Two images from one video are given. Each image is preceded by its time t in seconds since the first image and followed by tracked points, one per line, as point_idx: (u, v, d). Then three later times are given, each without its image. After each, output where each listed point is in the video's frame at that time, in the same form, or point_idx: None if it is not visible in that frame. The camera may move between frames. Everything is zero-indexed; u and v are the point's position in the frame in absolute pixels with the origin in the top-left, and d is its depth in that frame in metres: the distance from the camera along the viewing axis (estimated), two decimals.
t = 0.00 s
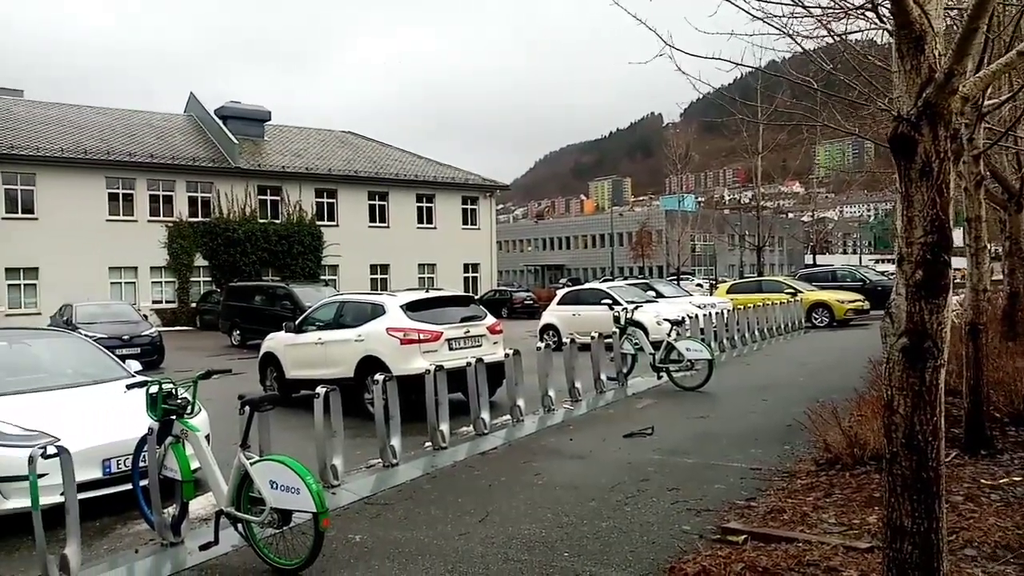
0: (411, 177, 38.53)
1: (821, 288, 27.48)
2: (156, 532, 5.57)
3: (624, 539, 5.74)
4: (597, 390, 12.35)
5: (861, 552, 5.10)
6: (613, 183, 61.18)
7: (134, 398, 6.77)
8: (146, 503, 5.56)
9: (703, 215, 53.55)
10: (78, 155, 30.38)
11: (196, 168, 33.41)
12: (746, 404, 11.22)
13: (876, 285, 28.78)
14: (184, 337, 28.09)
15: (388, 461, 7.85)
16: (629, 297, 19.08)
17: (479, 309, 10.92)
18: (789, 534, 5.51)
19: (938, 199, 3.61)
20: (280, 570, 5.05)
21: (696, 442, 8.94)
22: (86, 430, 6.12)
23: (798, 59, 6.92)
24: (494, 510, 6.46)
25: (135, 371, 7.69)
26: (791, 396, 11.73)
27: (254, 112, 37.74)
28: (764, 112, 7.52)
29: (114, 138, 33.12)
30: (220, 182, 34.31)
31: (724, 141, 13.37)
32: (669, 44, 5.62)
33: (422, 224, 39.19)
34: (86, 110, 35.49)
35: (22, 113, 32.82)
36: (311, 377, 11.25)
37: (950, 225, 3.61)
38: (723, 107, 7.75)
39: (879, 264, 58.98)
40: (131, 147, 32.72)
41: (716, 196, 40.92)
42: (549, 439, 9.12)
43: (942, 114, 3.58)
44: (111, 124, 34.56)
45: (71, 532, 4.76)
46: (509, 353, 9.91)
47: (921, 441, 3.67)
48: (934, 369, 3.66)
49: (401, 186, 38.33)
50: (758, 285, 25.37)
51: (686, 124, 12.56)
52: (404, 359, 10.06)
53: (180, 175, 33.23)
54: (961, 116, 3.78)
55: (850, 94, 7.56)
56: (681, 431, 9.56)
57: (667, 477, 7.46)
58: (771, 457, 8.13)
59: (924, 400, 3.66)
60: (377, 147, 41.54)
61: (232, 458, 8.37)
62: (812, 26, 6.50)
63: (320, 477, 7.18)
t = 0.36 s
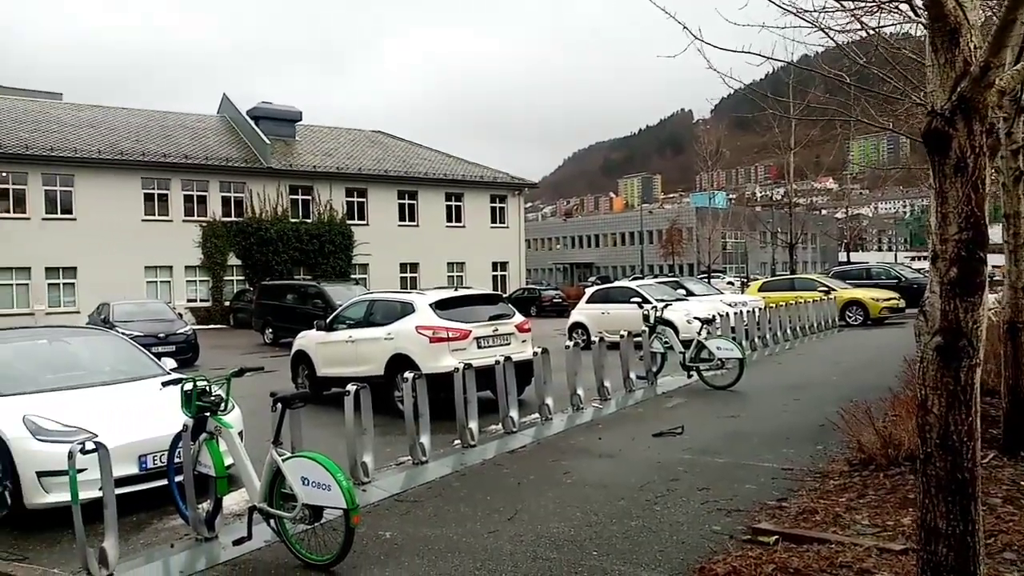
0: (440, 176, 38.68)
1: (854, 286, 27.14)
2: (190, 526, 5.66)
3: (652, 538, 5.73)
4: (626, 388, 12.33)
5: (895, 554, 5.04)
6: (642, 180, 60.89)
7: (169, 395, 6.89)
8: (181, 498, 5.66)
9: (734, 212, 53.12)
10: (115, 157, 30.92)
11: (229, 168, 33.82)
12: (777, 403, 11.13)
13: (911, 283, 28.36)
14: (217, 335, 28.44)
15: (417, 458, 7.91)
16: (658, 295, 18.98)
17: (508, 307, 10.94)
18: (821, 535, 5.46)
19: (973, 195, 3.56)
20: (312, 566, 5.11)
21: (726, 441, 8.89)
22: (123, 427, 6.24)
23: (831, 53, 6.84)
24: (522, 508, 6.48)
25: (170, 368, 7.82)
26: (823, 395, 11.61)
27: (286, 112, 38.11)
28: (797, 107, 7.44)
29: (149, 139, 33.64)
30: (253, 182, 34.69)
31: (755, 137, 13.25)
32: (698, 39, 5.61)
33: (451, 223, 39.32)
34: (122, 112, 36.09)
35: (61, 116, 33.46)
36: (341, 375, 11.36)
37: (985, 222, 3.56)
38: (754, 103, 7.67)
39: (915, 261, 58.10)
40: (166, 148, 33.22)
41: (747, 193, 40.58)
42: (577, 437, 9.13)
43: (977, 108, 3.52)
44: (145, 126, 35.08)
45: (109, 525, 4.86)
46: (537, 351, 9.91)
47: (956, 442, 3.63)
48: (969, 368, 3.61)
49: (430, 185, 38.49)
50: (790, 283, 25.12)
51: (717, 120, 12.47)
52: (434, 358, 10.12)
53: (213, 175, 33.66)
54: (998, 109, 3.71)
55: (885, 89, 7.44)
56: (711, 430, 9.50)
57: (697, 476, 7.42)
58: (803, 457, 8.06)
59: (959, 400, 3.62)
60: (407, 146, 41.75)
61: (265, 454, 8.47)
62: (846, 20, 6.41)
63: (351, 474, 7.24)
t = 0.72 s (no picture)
0: (464, 176, 38.79)
1: (881, 288, 26.85)
2: (214, 522, 5.74)
3: (673, 540, 5.72)
4: (648, 389, 12.30)
5: (918, 559, 5.00)
6: (666, 180, 60.63)
7: (195, 392, 6.99)
8: (205, 494, 5.75)
9: (758, 213, 52.75)
10: (143, 158, 31.33)
11: (254, 169, 34.13)
12: (800, 405, 11.06)
13: (939, 285, 28.01)
14: (242, 334, 28.70)
15: (439, 458, 7.96)
16: (681, 296, 18.91)
17: (529, 308, 10.97)
18: (844, 539, 5.43)
19: (1002, 196, 3.53)
20: (333, 563, 5.17)
21: (749, 443, 8.85)
22: (150, 424, 6.34)
23: (857, 52, 6.81)
24: (543, 508, 6.50)
25: (196, 366, 7.92)
26: (848, 397, 11.51)
27: (310, 113, 38.39)
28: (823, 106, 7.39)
29: (177, 140, 34.05)
30: (278, 182, 34.99)
31: (780, 138, 13.17)
32: (724, 38, 5.67)
33: (474, 223, 39.41)
34: (150, 113, 36.56)
35: (91, 117, 33.95)
36: (364, 374, 11.44)
37: (1015, 224, 3.53)
38: (780, 103, 7.63)
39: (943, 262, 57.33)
40: (193, 149, 33.61)
41: (772, 194, 40.29)
42: (599, 438, 9.13)
43: (1007, 107, 3.49)
44: (173, 127, 35.50)
45: (136, 520, 4.95)
46: (558, 352, 9.92)
47: (983, 446, 3.60)
48: (997, 371, 3.58)
49: (454, 185, 38.61)
50: (815, 284, 24.91)
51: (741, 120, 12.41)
52: (455, 358, 10.17)
53: (239, 176, 34.00)
54: None
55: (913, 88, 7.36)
56: (734, 432, 9.46)
57: (719, 478, 7.40)
58: (827, 461, 8.01)
59: (985, 403, 3.59)
60: (430, 147, 41.90)
61: (288, 452, 8.57)
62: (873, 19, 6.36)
63: (373, 473, 7.30)
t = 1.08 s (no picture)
0: (479, 177, 38.85)
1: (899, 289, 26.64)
2: (232, 519, 5.80)
3: (688, 541, 5.72)
4: (663, 390, 12.29)
5: (935, 561, 4.97)
6: (681, 181, 60.47)
7: (213, 390, 7.05)
8: (223, 491, 5.81)
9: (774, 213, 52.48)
10: (162, 159, 31.61)
11: (271, 169, 34.33)
12: (816, 407, 11.00)
13: (958, 287, 27.76)
14: (258, 333, 28.85)
15: (453, 456, 7.99)
16: (697, 297, 18.86)
17: (544, 308, 10.98)
18: (861, 540, 5.40)
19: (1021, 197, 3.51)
20: (349, 560, 5.20)
21: (765, 445, 8.83)
22: (168, 420, 6.41)
23: (874, 53, 6.79)
24: (557, 507, 6.51)
25: (214, 364, 7.99)
26: (865, 399, 11.45)
27: (326, 114, 38.57)
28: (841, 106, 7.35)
29: (195, 141, 34.32)
30: (294, 183, 35.18)
31: (797, 138, 13.12)
32: (740, 40, 5.73)
33: (489, 224, 39.45)
34: (169, 115, 36.87)
35: (110, 118, 34.27)
36: (379, 373, 11.49)
37: None
38: (797, 103, 7.60)
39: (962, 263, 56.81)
40: (211, 150, 33.86)
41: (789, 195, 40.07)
42: (613, 438, 9.13)
43: None
44: (190, 128, 35.77)
45: (155, 516, 5.01)
46: (573, 352, 9.93)
47: (1001, 448, 3.58)
48: (1015, 373, 3.56)
49: (469, 186, 38.69)
50: (832, 285, 24.76)
51: (758, 120, 12.37)
52: (470, 357, 10.20)
53: (256, 176, 34.21)
54: None
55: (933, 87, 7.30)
56: (749, 433, 9.44)
57: (734, 479, 7.38)
58: (843, 462, 7.98)
59: (1004, 406, 3.56)
60: (445, 148, 41.98)
61: (304, 450, 8.62)
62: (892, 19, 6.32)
63: (388, 471, 7.34)
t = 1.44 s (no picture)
0: (498, 175, 38.87)
1: (922, 290, 26.36)
2: (253, 513, 5.85)
3: (707, 541, 5.70)
4: (682, 390, 12.25)
5: (957, 565, 4.92)
6: (702, 180, 60.18)
7: (236, 385, 7.11)
8: (245, 486, 5.86)
9: (796, 213, 52.05)
10: (185, 156, 31.91)
11: (293, 167, 34.56)
12: (837, 408, 10.93)
13: (983, 288, 27.40)
14: (279, 329, 29.07)
15: (472, 454, 8.02)
16: (717, 297, 18.77)
17: (563, 307, 10.98)
18: (882, 543, 5.36)
19: None
20: (368, 556, 5.24)
21: (785, 446, 8.78)
22: (191, 415, 6.47)
23: (898, 50, 6.73)
24: (575, 506, 6.51)
25: (236, 360, 8.07)
26: (887, 402, 11.35)
27: (348, 112, 38.75)
28: (866, 105, 7.30)
29: (218, 138, 34.61)
30: (315, 180, 35.38)
31: (820, 137, 13.02)
32: (763, 39, 5.76)
33: (508, 222, 39.47)
34: (192, 112, 37.21)
35: (135, 116, 34.64)
36: (399, 370, 11.55)
37: None
38: (820, 102, 7.56)
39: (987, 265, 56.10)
40: (233, 147, 34.13)
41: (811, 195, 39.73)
42: (632, 438, 9.12)
43: None
44: (214, 125, 36.07)
45: (177, 510, 5.07)
46: (592, 351, 9.92)
47: None
48: None
49: (489, 184, 38.72)
50: (854, 286, 24.54)
51: (781, 118, 12.29)
52: (489, 355, 10.22)
53: (278, 174, 34.44)
54: None
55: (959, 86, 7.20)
56: (769, 434, 9.39)
57: (753, 480, 7.36)
58: (865, 464, 7.92)
59: None
60: (466, 146, 42.03)
61: (324, 446, 8.68)
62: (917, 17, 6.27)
63: (407, 468, 7.38)
